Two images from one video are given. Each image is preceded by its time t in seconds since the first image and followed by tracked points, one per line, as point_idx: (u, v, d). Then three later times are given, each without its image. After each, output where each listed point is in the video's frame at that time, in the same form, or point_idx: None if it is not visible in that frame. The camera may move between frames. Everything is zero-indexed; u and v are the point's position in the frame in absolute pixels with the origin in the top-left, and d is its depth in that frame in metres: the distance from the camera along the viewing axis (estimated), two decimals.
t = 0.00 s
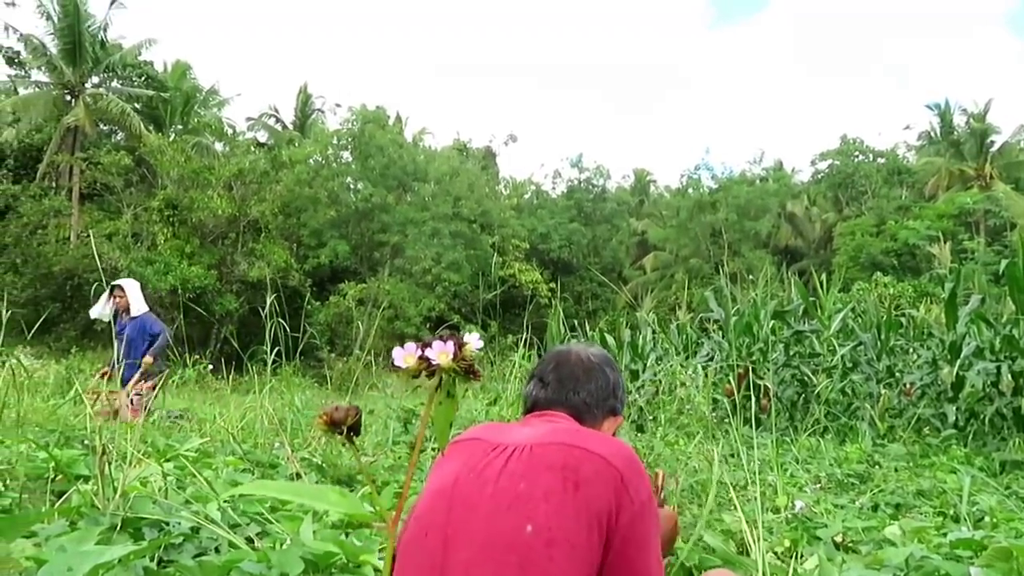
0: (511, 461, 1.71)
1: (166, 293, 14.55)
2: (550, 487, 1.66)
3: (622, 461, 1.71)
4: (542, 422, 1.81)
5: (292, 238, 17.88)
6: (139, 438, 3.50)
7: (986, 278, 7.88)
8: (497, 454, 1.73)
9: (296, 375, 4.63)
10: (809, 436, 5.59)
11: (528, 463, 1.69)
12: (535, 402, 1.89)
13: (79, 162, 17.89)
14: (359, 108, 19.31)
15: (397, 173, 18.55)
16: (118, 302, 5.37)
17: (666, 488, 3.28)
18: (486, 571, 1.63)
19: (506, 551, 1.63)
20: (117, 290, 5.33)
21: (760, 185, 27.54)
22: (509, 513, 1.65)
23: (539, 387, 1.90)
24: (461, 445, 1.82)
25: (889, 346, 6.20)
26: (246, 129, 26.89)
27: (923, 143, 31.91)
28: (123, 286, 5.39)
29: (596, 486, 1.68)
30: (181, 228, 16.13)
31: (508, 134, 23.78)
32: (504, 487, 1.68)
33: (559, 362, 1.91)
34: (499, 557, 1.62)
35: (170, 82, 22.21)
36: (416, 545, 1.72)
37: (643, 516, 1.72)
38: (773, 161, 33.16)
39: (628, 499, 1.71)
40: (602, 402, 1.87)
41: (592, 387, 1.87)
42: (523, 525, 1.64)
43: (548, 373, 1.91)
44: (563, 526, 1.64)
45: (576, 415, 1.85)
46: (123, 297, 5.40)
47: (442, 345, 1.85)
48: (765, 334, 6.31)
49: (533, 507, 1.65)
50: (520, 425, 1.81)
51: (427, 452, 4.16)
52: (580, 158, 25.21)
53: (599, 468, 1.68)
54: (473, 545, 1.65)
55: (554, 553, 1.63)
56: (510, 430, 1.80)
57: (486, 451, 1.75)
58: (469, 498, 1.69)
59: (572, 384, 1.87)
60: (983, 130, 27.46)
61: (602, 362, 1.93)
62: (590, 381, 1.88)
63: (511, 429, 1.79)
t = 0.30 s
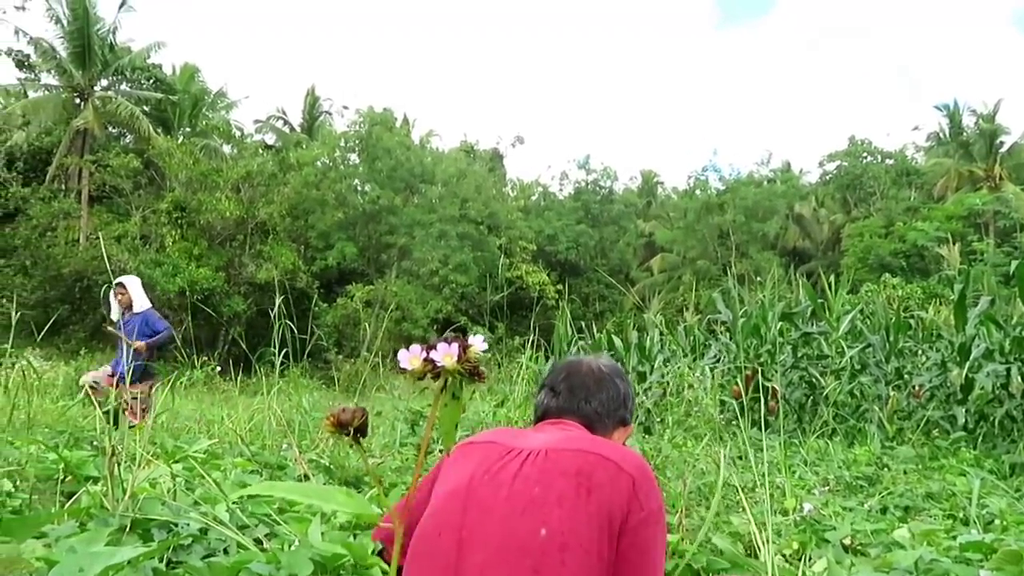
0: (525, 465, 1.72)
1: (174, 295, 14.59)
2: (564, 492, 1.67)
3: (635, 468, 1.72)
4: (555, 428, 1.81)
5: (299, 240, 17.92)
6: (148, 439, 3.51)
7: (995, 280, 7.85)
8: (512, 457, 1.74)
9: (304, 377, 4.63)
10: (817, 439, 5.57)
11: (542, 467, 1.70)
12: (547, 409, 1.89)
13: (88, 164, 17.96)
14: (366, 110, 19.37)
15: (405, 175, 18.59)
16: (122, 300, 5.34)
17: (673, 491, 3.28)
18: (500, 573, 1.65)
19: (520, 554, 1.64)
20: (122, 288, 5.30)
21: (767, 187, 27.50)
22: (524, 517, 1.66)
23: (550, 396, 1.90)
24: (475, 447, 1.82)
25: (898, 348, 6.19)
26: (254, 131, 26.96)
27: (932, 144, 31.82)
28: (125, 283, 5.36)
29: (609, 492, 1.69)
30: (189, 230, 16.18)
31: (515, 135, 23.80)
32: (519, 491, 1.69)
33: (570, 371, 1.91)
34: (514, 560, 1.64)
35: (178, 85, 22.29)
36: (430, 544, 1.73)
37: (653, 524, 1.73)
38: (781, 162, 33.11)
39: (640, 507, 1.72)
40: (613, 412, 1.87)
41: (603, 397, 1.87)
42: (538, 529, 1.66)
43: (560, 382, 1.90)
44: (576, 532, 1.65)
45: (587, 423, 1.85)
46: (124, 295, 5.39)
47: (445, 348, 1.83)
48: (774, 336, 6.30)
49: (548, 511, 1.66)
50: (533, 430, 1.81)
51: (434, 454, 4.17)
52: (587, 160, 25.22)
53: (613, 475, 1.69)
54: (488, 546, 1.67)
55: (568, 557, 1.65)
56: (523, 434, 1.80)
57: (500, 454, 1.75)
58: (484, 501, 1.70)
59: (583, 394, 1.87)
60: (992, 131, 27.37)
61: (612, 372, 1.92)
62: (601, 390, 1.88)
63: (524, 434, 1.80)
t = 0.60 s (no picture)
0: (516, 466, 1.73)
1: (182, 297, 14.63)
2: (556, 487, 1.69)
3: (625, 458, 1.73)
4: (544, 426, 1.84)
5: (306, 241, 17.94)
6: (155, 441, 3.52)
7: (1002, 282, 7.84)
8: (503, 457, 1.76)
9: (311, 379, 4.63)
10: (825, 441, 5.55)
11: (533, 466, 1.71)
12: (534, 407, 1.93)
13: (97, 167, 18.03)
14: (373, 113, 19.42)
15: (412, 177, 18.63)
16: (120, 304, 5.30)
17: (679, 494, 3.28)
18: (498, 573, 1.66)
19: (516, 554, 1.65)
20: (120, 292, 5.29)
21: (774, 189, 27.47)
22: (517, 517, 1.68)
23: (536, 393, 1.94)
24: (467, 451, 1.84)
25: (906, 351, 6.18)
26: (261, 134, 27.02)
27: (940, 146, 31.75)
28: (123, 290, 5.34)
29: (600, 484, 1.70)
30: (196, 232, 16.21)
31: (522, 138, 23.82)
32: (511, 491, 1.70)
33: (554, 368, 1.96)
34: (510, 560, 1.65)
35: (186, 88, 22.34)
36: (429, 550, 1.75)
37: (648, 514, 1.73)
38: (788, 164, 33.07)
39: (633, 496, 1.72)
40: (599, 405, 1.92)
41: (589, 391, 1.92)
42: (532, 528, 1.67)
43: (545, 379, 1.95)
44: (570, 526, 1.67)
45: (575, 418, 1.89)
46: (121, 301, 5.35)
47: (463, 355, 1.51)
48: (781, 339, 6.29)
49: (541, 509, 1.68)
50: (524, 429, 1.83)
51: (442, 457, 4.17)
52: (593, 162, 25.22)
53: (602, 467, 1.71)
54: (484, 548, 1.68)
55: (564, 553, 1.66)
56: (514, 433, 1.82)
57: (491, 455, 1.77)
58: (477, 504, 1.71)
59: (569, 389, 1.91)
60: (1001, 133, 27.31)
61: (596, 366, 1.98)
62: (585, 385, 1.92)
63: (514, 433, 1.81)
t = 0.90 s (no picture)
0: (523, 466, 1.73)
1: (192, 300, 14.66)
2: (564, 486, 1.69)
3: (634, 458, 1.73)
4: (550, 425, 1.84)
5: (316, 244, 17.98)
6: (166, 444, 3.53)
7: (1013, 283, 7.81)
8: (511, 458, 1.76)
9: (321, 382, 4.64)
10: (835, 445, 5.53)
11: (540, 466, 1.71)
12: (540, 407, 1.93)
13: (107, 171, 18.10)
14: (382, 116, 19.47)
15: (420, 180, 18.66)
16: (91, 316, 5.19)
17: (689, 497, 3.28)
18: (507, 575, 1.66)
19: (525, 554, 1.65)
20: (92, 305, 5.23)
21: (783, 191, 27.42)
22: (526, 517, 1.68)
23: (541, 394, 1.94)
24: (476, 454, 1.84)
25: (916, 354, 6.15)
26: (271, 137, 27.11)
27: (950, 148, 31.63)
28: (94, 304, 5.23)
29: (608, 484, 1.70)
30: (206, 236, 16.27)
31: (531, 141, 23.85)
32: (519, 492, 1.70)
33: (558, 369, 1.96)
34: (520, 561, 1.65)
35: (196, 92, 22.42)
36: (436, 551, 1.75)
37: (659, 512, 1.73)
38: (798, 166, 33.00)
39: (642, 495, 1.72)
40: (604, 404, 1.92)
41: (594, 391, 1.92)
42: (541, 528, 1.67)
43: (551, 380, 1.95)
44: (580, 526, 1.67)
45: (581, 417, 1.90)
46: (92, 316, 5.23)
47: (485, 355, 1.35)
48: (791, 341, 6.28)
49: (550, 509, 1.68)
50: (531, 430, 1.83)
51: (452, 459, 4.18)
52: (602, 165, 25.21)
53: (610, 467, 1.71)
54: (494, 549, 1.67)
55: (574, 552, 1.66)
56: (521, 435, 1.82)
57: (500, 457, 1.77)
58: (486, 506, 1.71)
59: (574, 388, 1.92)
60: (1012, 135, 27.19)
61: (601, 366, 1.99)
62: (590, 385, 1.93)
63: (521, 434, 1.81)
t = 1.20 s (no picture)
0: (528, 470, 1.73)
1: (200, 303, 14.69)
2: (568, 489, 1.69)
3: (639, 458, 1.72)
4: (558, 430, 1.84)
5: (323, 247, 17.99)
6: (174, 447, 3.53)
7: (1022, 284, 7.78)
8: (518, 461, 1.76)
9: (329, 385, 4.64)
10: (844, 448, 5.51)
11: (545, 470, 1.71)
12: (548, 416, 1.93)
13: (116, 175, 18.19)
14: (389, 120, 19.53)
15: (427, 183, 18.71)
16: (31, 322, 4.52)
17: (698, 501, 3.27)
18: None
19: (531, 557, 1.66)
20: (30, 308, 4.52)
21: (791, 194, 27.40)
22: (532, 519, 1.68)
23: (550, 403, 1.94)
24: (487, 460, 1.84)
25: (926, 356, 6.11)
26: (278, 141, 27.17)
27: (959, 150, 31.55)
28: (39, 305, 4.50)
29: (612, 485, 1.69)
30: (214, 239, 16.30)
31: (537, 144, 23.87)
32: (525, 495, 1.70)
33: (568, 378, 1.97)
34: (526, 563, 1.66)
35: (203, 95, 22.48)
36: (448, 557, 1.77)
37: (666, 512, 1.71)
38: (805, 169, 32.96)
39: (648, 495, 1.71)
40: (613, 411, 1.92)
41: (602, 398, 1.92)
42: (546, 530, 1.67)
43: (560, 388, 1.95)
44: (584, 528, 1.67)
45: (590, 424, 1.89)
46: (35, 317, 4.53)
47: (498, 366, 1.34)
48: (798, 344, 6.26)
49: (554, 511, 1.68)
50: (540, 435, 1.83)
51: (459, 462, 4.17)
52: (608, 167, 25.20)
53: (614, 468, 1.70)
54: (500, 551, 1.68)
55: (580, 554, 1.66)
56: (530, 441, 1.82)
57: (505, 461, 1.77)
58: (492, 508, 1.71)
59: (583, 396, 1.91)
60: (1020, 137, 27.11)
61: (609, 374, 1.99)
62: (599, 392, 1.93)
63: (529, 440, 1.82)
